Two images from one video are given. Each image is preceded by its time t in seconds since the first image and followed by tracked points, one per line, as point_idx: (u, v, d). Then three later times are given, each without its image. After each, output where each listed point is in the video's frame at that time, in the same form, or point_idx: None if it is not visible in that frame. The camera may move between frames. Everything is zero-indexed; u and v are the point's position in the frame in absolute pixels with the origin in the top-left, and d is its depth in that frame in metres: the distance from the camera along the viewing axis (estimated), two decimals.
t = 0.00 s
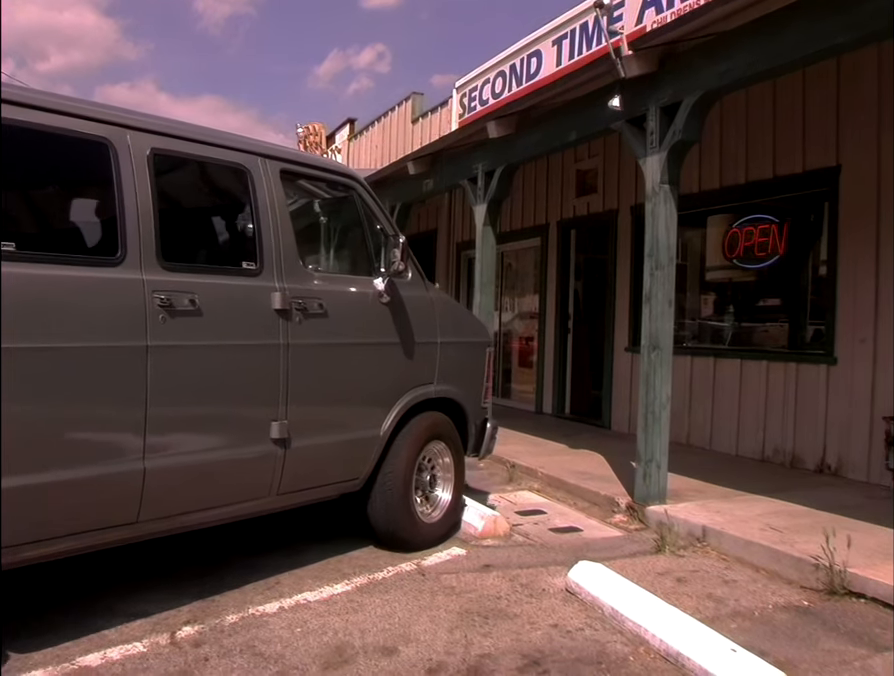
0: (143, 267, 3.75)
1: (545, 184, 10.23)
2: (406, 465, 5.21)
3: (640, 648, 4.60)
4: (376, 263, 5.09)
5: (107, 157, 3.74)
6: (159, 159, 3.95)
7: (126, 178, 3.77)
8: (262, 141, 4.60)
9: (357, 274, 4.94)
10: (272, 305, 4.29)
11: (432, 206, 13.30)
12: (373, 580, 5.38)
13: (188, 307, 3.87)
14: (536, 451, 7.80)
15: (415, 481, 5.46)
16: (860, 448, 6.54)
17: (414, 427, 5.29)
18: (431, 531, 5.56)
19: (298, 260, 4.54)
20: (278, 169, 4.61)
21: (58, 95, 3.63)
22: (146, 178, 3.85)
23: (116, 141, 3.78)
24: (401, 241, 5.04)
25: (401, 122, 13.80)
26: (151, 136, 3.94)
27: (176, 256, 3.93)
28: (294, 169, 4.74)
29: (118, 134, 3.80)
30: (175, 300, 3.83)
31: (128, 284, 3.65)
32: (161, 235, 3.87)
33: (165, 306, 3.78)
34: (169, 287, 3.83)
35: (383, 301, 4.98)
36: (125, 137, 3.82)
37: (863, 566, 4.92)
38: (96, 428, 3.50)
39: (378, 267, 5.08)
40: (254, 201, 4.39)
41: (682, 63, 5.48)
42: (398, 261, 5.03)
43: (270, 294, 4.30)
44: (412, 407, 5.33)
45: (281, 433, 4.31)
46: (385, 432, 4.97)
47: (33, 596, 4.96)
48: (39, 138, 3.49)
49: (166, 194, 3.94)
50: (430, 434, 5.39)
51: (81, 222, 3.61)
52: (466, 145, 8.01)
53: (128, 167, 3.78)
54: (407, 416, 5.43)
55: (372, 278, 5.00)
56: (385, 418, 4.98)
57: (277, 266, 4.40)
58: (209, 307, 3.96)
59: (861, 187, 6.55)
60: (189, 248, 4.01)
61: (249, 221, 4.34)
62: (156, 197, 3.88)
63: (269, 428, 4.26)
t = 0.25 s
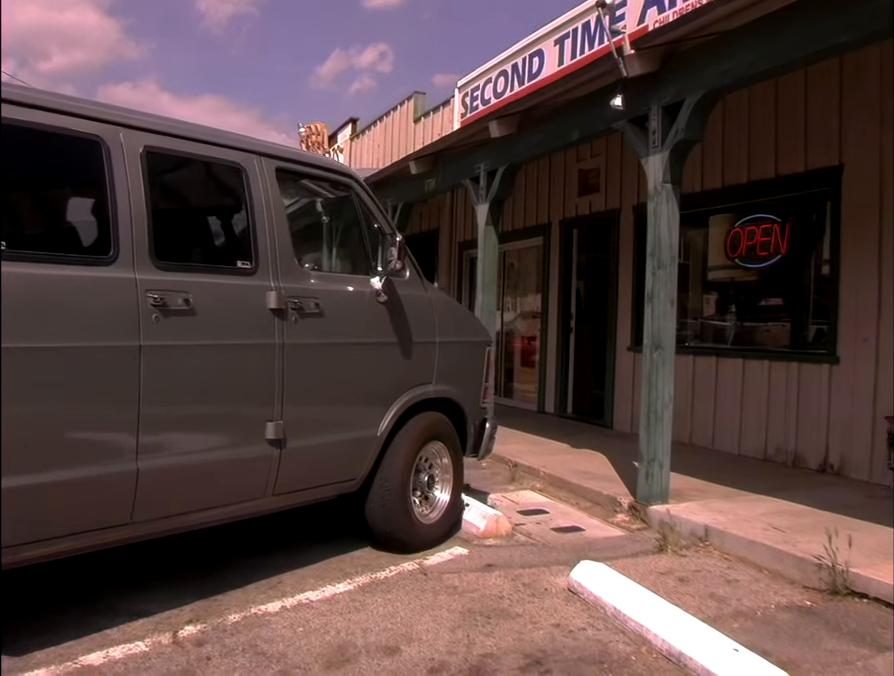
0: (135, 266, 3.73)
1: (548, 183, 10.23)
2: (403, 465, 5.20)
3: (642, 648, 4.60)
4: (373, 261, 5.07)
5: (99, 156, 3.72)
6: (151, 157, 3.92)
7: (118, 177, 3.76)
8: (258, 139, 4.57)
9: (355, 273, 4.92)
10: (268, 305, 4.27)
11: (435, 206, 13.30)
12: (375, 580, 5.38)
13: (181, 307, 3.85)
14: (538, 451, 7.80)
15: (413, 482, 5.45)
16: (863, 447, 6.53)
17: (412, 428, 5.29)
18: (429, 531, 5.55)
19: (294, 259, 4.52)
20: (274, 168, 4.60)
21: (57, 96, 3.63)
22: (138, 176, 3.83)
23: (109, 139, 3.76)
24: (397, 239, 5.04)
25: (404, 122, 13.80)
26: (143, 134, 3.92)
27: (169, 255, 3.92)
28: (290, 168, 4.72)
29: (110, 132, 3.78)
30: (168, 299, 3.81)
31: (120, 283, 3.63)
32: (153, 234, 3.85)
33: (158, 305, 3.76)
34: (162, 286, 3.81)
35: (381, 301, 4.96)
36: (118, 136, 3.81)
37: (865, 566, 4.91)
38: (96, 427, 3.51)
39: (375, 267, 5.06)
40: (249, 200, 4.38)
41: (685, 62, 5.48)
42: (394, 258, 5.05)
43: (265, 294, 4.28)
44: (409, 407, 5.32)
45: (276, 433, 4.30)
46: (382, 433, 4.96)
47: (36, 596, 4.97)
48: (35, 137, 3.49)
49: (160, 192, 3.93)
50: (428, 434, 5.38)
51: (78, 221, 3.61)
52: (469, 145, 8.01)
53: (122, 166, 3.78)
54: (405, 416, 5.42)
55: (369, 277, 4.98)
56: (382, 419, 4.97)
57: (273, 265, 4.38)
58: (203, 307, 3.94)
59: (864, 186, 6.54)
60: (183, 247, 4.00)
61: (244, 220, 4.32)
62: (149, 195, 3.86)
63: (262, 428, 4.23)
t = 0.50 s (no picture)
0: (142, 265, 3.75)
1: (565, 182, 10.21)
2: (415, 464, 5.21)
3: (659, 648, 4.59)
4: (383, 260, 5.07)
5: (106, 154, 3.75)
6: (159, 155, 3.95)
7: (124, 176, 3.78)
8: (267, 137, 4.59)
9: (366, 272, 4.93)
10: (276, 304, 4.28)
11: (452, 205, 13.29)
12: (392, 578, 5.39)
13: (189, 305, 3.87)
14: (556, 450, 7.78)
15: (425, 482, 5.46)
16: (882, 447, 6.49)
17: (423, 428, 5.29)
18: (440, 530, 5.55)
19: (305, 257, 4.54)
20: (283, 166, 4.60)
21: (66, 97, 3.66)
22: (147, 175, 3.86)
23: (115, 137, 3.79)
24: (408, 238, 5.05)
25: (421, 121, 13.80)
26: (152, 133, 3.95)
27: (176, 253, 3.94)
28: (299, 167, 4.73)
29: (118, 130, 3.81)
30: (175, 298, 3.83)
31: (124, 281, 3.65)
32: (161, 233, 3.88)
33: (165, 304, 3.78)
34: (169, 285, 3.83)
35: (392, 299, 4.97)
36: (125, 134, 3.84)
37: (884, 567, 4.88)
38: (101, 426, 3.54)
39: (386, 265, 5.06)
40: (258, 199, 4.39)
41: (702, 60, 5.45)
42: (405, 257, 5.07)
43: (274, 292, 4.29)
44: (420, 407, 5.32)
45: (285, 433, 4.32)
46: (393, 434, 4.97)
47: (55, 594, 5.00)
48: (42, 137, 3.52)
49: (167, 191, 3.95)
50: (440, 433, 5.39)
51: (90, 219, 3.65)
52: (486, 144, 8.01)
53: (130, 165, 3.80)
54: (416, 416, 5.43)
55: (380, 277, 4.98)
56: (393, 419, 4.97)
57: (282, 264, 4.40)
58: (211, 306, 3.97)
59: (883, 184, 6.50)
60: (191, 246, 4.02)
61: (254, 218, 4.35)
62: (156, 194, 3.89)
63: (272, 428, 4.26)
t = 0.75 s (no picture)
0: (139, 263, 3.74)
1: (577, 180, 10.19)
2: (421, 464, 5.21)
3: (671, 647, 4.58)
4: (386, 258, 5.06)
5: (104, 151, 3.73)
6: (157, 152, 3.94)
7: (122, 173, 3.77)
8: (268, 134, 4.57)
9: (370, 270, 4.92)
10: (278, 302, 4.27)
11: (463, 204, 13.29)
12: (404, 577, 5.40)
13: (188, 304, 3.86)
14: (568, 449, 7.78)
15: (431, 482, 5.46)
16: None
17: (428, 427, 5.29)
18: (446, 530, 5.55)
19: (307, 256, 4.54)
20: (284, 163, 4.59)
21: (71, 96, 3.67)
22: (145, 172, 3.85)
23: (113, 133, 3.77)
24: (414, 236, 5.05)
25: (432, 120, 13.79)
26: (150, 129, 3.94)
27: (174, 252, 3.92)
28: (303, 165, 4.72)
29: (116, 127, 3.79)
30: (174, 297, 3.82)
31: (120, 279, 3.64)
32: (160, 231, 3.87)
33: (163, 303, 3.77)
34: (167, 284, 3.82)
35: (398, 298, 4.95)
36: (124, 130, 3.82)
37: None
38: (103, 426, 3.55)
39: (391, 264, 5.05)
40: (259, 197, 4.38)
41: (715, 57, 5.44)
42: (410, 256, 5.07)
43: (275, 291, 4.29)
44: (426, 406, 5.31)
45: (287, 433, 4.31)
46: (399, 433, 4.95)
47: (70, 592, 5.02)
48: (45, 136, 3.53)
49: (169, 190, 3.95)
50: (446, 432, 5.39)
51: (92, 219, 3.66)
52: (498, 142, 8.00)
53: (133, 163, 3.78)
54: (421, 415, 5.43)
55: (384, 275, 4.98)
56: (398, 418, 4.96)
57: (284, 262, 4.40)
58: (210, 304, 3.96)
59: None
60: (192, 245, 4.02)
61: (255, 216, 4.34)
62: (154, 191, 3.88)
63: (274, 427, 4.26)
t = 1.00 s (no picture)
0: (127, 255, 3.71)
1: (580, 173, 10.18)
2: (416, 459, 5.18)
3: (674, 639, 4.59)
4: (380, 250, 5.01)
5: (90, 141, 3.70)
6: (145, 143, 3.90)
7: (109, 164, 3.73)
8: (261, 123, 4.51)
9: (364, 262, 4.87)
10: (269, 294, 4.23)
11: (465, 196, 13.28)
12: (406, 569, 5.41)
13: (176, 297, 3.82)
14: (570, 441, 7.78)
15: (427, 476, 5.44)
16: None
17: (423, 422, 5.24)
18: (443, 525, 5.52)
19: (299, 248, 4.48)
20: (275, 153, 4.54)
21: (70, 89, 3.67)
22: (133, 162, 3.82)
23: (100, 124, 3.74)
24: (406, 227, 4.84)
25: (435, 112, 13.77)
26: (138, 119, 3.90)
27: (161, 244, 3.89)
28: (298, 157, 4.69)
29: (103, 117, 3.76)
30: (162, 289, 3.78)
31: (108, 270, 3.61)
32: (147, 222, 3.83)
33: (151, 295, 3.73)
34: (155, 276, 3.78)
35: (391, 290, 4.91)
36: (111, 120, 3.78)
37: None
38: (104, 418, 3.56)
39: (385, 256, 5.01)
40: (248, 188, 4.33)
41: (717, 50, 5.43)
42: (404, 246, 4.87)
43: (266, 282, 4.24)
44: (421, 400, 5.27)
45: (278, 428, 4.27)
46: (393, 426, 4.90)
47: (73, 585, 5.03)
48: (40, 128, 3.53)
49: (156, 181, 3.91)
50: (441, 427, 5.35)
51: (84, 210, 3.65)
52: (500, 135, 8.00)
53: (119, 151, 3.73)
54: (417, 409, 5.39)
55: (378, 267, 4.93)
56: (392, 412, 4.92)
57: (275, 253, 4.34)
58: (199, 296, 3.91)
59: None
60: (179, 237, 3.98)
61: (245, 206, 4.29)
62: (141, 182, 3.84)
63: (265, 422, 4.22)
